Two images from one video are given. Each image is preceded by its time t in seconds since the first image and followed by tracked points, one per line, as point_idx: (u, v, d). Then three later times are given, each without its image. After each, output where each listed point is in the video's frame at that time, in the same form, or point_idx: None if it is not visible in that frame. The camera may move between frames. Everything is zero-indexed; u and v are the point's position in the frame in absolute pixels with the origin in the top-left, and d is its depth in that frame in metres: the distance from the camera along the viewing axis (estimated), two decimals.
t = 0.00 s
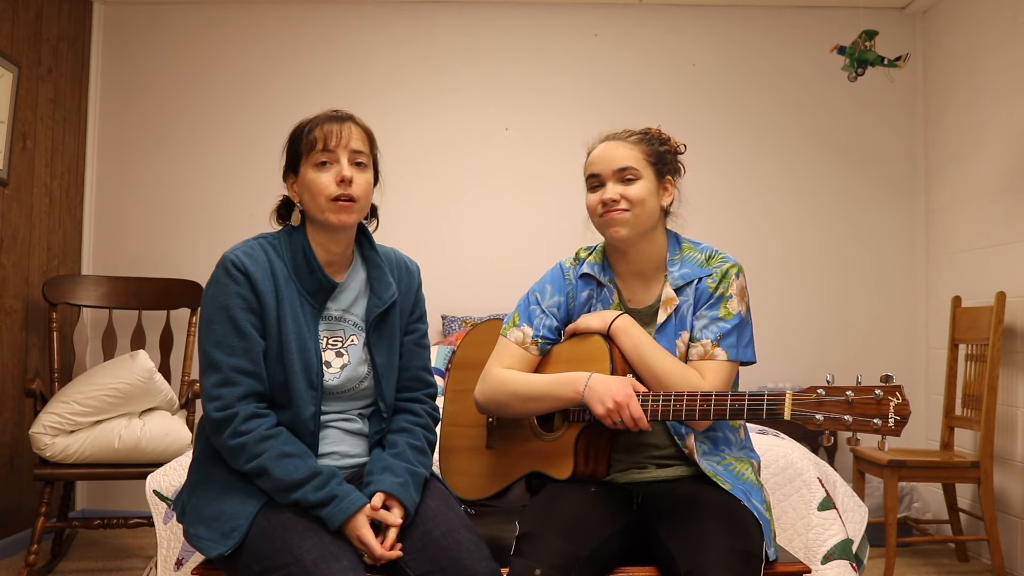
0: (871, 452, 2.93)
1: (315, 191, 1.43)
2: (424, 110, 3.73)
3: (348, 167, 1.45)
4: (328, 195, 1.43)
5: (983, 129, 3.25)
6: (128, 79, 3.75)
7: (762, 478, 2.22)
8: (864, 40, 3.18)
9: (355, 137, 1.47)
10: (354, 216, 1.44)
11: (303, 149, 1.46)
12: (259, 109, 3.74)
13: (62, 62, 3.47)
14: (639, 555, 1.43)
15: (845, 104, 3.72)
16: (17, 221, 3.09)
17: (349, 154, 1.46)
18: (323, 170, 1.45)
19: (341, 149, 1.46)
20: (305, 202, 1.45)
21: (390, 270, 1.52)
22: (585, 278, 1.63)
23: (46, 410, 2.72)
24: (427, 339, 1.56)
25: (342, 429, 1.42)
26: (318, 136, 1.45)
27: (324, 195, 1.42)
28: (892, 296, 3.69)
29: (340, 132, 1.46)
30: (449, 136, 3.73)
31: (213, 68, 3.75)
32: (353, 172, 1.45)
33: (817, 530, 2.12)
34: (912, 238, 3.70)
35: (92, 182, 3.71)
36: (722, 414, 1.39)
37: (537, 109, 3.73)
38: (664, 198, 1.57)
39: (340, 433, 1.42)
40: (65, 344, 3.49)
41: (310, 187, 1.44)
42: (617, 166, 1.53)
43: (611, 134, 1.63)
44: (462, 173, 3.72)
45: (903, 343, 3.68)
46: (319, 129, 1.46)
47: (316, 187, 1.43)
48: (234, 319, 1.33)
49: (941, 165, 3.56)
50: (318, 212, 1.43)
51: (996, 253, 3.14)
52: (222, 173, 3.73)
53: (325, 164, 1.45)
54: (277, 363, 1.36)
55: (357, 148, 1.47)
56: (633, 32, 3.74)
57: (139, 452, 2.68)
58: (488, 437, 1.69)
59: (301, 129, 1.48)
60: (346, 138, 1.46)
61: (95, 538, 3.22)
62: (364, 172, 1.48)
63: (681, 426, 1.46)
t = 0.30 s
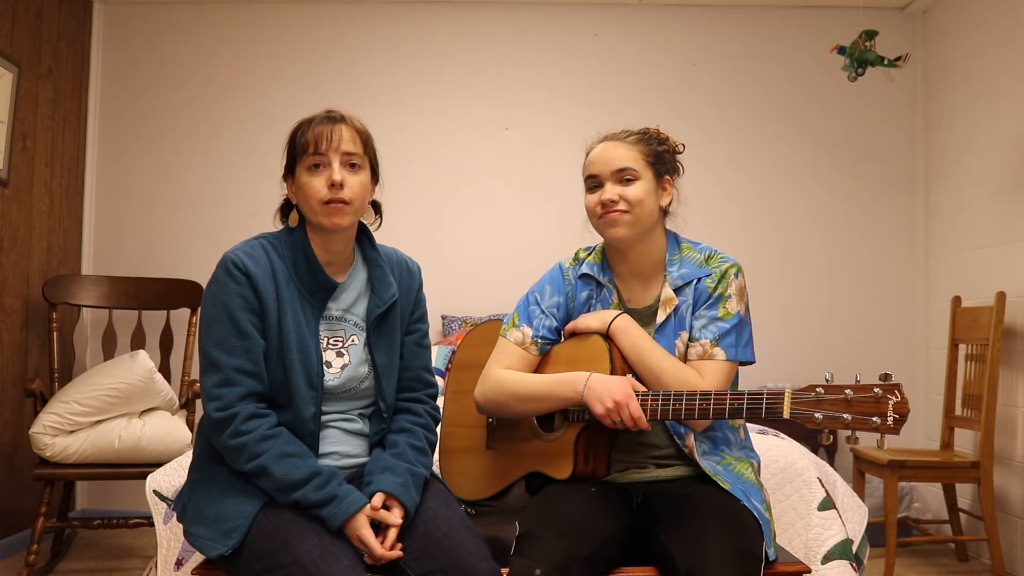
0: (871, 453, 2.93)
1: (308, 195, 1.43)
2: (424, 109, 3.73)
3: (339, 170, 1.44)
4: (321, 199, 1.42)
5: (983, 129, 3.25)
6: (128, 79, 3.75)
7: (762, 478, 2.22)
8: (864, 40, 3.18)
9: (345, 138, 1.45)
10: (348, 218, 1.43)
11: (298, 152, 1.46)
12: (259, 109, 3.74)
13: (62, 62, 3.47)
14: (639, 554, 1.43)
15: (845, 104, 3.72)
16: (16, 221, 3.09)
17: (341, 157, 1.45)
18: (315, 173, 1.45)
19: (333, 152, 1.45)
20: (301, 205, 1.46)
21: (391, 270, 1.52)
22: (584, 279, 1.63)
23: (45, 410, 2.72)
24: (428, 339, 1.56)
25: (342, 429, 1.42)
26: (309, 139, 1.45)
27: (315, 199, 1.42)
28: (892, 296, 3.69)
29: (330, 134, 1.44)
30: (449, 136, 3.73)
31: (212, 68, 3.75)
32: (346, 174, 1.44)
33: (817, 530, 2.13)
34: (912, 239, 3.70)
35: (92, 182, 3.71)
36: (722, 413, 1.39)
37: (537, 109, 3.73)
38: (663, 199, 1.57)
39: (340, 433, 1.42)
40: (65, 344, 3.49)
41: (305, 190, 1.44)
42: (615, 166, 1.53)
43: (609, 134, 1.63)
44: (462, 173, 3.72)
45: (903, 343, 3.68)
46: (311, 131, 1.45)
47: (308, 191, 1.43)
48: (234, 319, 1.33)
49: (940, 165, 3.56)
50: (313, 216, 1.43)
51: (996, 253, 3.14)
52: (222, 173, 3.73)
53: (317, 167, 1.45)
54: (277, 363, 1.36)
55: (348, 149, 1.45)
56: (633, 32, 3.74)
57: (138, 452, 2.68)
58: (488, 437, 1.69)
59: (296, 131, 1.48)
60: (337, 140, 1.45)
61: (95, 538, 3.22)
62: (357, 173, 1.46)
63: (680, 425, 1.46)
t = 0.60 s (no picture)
0: (871, 453, 2.93)
1: (306, 200, 1.43)
2: (424, 110, 3.73)
3: (337, 175, 1.44)
4: (319, 205, 1.42)
5: (982, 129, 3.25)
6: (128, 79, 3.75)
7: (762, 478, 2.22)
8: (864, 40, 3.18)
9: (343, 142, 1.45)
10: (347, 223, 1.43)
11: (296, 156, 1.45)
12: (259, 109, 3.74)
13: (62, 61, 3.47)
14: (639, 555, 1.43)
15: (845, 104, 3.72)
16: (17, 221, 3.09)
17: (339, 162, 1.44)
18: (313, 178, 1.44)
19: (331, 157, 1.44)
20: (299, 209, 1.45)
21: (391, 270, 1.52)
22: (583, 278, 1.63)
23: (46, 410, 2.72)
24: (428, 339, 1.56)
25: (342, 429, 1.42)
26: (306, 144, 1.44)
27: (314, 204, 1.42)
28: (892, 296, 3.69)
29: (328, 139, 1.44)
30: (449, 136, 3.73)
31: (212, 68, 3.75)
32: (343, 179, 1.44)
33: (817, 530, 2.12)
34: (912, 239, 3.70)
35: (92, 182, 3.71)
36: (721, 412, 1.39)
37: (537, 109, 3.73)
38: (662, 202, 1.58)
39: (340, 433, 1.42)
40: (65, 344, 3.49)
41: (303, 195, 1.44)
42: (616, 170, 1.53)
43: (608, 135, 1.62)
44: (462, 173, 3.72)
45: (903, 343, 3.68)
46: (309, 135, 1.44)
47: (307, 196, 1.43)
48: (234, 320, 1.33)
49: (940, 166, 3.56)
50: (312, 222, 1.43)
51: (995, 253, 3.14)
52: (222, 173, 3.72)
53: (315, 171, 1.44)
54: (277, 363, 1.36)
55: (346, 153, 1.45)
56: (633, 32, 3.74)
57: (138, 452, 2.68)
58: (488, 437, 1.69)
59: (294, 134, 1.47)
60: (335, 145, 1.44)
61: (95, 538, 3.22)
62: (355, 177, 1.46)
63: (680, 425, 1.46)
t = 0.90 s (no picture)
0: (871, 453, 2.93)
1: (307, 200, 1.42)
2: (424, 110, 3.73)
3: (338, 176, 1.43)
4: (319, 205, 1.42)
5: (982, 129, 3.25)
6: (128, 79, 3.75)
7: (762, 478, 2.22)
8: (864, 40, 3.18)
9: (344, 143, 1.44)
10: (348, 223, 1.43)
11: (296, 157, 1.45)
12: (259, 109, 3.74)
13: (62, 61, 3.47)
14: (639, 555, 1.43)
15: (845, 104, 3.72)
16: (17, 221, 3.09)
17: (340, 163, 1.44)
18: (314, 179, 1.44)
19: (332, 158, 1.44)
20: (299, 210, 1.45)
21: (390, 269, 1.52)
22: (583, 279, 1.63)
23: (46, 410, 2.72)
24: (427, 339, 1.56)
25: (342, 429, 1.42)
26: (307, 144, 1.44)
27: (314, 204, 1.42)
28: (892, 296, 3.69)
29: (328, 140, 1.43)
30: (449, 136, 3.73)
31: (212, 68, 3.75)
32: (344, 181, 1.44)
33: (817, 530, 2.12)
34: (912, 239, 3.70)
35: (92, 182, 3.71)
36: (721, 413, 1.39)
37: (537, 109, 3.73)
38: (663, 203, 1.58)
39: (340, 433, 1.42)
40: (65, 344, 3.49)
41: (302, 197, 1.43)
42: (616, 171, 1.53)
43: (609, 136, 1.62)
44: (462, 173, 3.72)
45: (903, 342, 3.68)
46: (309, 137, 1.44)
47: (307, 196, 1.43)
48: (234, 321, 1.33)
49: (940, 166, 3.56)
50: (312, 223, 1.42)
51: (996, 253, 3.14)
52: (222, 173, 3.73)
53: (316, 172, 1.44)
54: (276, 363, 1.36)
55: (347, 154, 1.45)
56: (633, 32, 3.74)
57: (139, 452, 2.68)
58: (488, 437, 1.69)
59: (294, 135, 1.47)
60: (335, 147, 1.43)
61: (95, 538, 3.22)
62: (356, 178, 1.46)
63: (679, 427, 1.46)
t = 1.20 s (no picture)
0: (871, 453, 2.93)
1: (320, 174, 1.42)
2: (424, 109, 3.73)
3: (354, 153, 1.45)
4: (334, 180, 1.42)
5: (982, 130, 3.25)
6: (128, 79, 3.75)
7: (762, 478, 2.22)
8: (864, 40, 3.18)
9: (360, 126, 1.47)
10: (358, 201, 1.44)
11: (306, 134, 1.45)
12: (258, 109, 3.74)
13: (62, 61, 3.47)
14: (639, 554, 1.43)
15: (845, 104, 3.72)
16: (17, 221, 3.09)
17: (354, 143, 1.46)
18: (328, 156, 1.44)
19: (347, 137, 1.45)
20: (307, 184, 1.44)
21: (392, 254, 1.52)
22: (586, 275, 1.62)
23: (46, 410, 2.71)
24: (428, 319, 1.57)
25: (345, 429, 1.41)
26: (324, 123, 1.45)
27: (329, 178, 1.42)
28: (891, 296, 3.69)
29: (345, 120, 1.45)
30: (449, 135, 3.73)
31: (212, 67, 3.75)
32: (359, 159, 1.46)
33: (817, 530, 2.13)
34: (912, 239, 3.70)
35: (92, 182, 3.71)
36: (721, 420, 1.40)
37: (537, 109, 3.73)
38: (676, 202, 1.58)
39: (343, 433, 1.41)
40: (65, 344, 3.49)
41: (312, 171, 1.43)
42: (636, 159, 1.55)
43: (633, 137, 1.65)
44: (462, 173, 3.72)
45: (903, 342, 3.68)
46: (327, 116, 1.46)
47: (321, 170, 1.43)
48: (243, 302, 1.33)
49: (940, 166, 3.56)
50: (323, 196, 1.42)
51: (995, 253, 3.14)
52: (222, 172, 3.72)
53: (330, 150, 1.45)
54: (286, 346, 1.36)
55: (361, 136, 1.47)
56: (633, 32, 3.73)
57: (139, 452, 2.68)
58: (488, 437, 1.69)
59: (303, 116, 1.47)
60: (351, 126, 1.45)
61: (95, 538, 3.22)
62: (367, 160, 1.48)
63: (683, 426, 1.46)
